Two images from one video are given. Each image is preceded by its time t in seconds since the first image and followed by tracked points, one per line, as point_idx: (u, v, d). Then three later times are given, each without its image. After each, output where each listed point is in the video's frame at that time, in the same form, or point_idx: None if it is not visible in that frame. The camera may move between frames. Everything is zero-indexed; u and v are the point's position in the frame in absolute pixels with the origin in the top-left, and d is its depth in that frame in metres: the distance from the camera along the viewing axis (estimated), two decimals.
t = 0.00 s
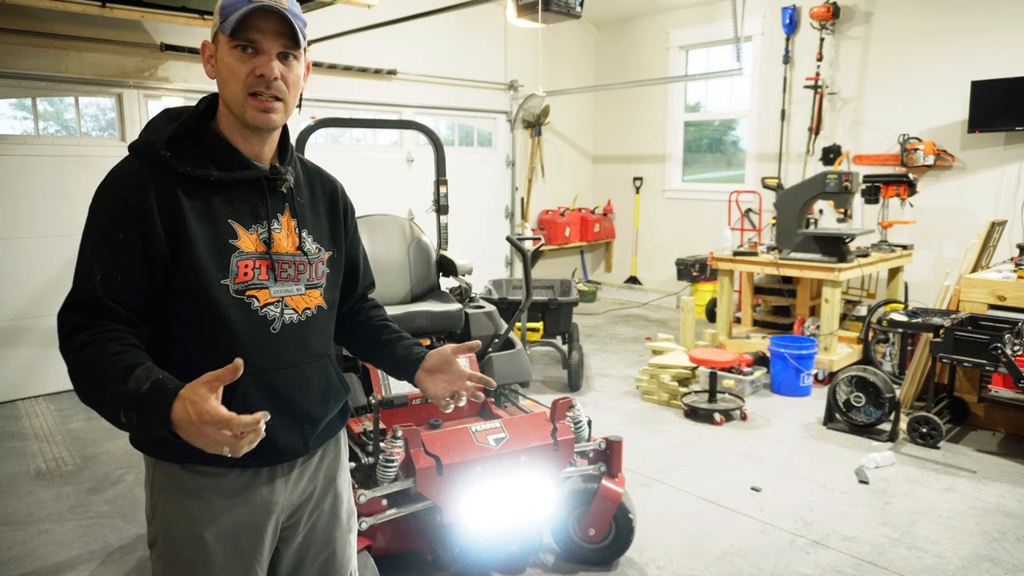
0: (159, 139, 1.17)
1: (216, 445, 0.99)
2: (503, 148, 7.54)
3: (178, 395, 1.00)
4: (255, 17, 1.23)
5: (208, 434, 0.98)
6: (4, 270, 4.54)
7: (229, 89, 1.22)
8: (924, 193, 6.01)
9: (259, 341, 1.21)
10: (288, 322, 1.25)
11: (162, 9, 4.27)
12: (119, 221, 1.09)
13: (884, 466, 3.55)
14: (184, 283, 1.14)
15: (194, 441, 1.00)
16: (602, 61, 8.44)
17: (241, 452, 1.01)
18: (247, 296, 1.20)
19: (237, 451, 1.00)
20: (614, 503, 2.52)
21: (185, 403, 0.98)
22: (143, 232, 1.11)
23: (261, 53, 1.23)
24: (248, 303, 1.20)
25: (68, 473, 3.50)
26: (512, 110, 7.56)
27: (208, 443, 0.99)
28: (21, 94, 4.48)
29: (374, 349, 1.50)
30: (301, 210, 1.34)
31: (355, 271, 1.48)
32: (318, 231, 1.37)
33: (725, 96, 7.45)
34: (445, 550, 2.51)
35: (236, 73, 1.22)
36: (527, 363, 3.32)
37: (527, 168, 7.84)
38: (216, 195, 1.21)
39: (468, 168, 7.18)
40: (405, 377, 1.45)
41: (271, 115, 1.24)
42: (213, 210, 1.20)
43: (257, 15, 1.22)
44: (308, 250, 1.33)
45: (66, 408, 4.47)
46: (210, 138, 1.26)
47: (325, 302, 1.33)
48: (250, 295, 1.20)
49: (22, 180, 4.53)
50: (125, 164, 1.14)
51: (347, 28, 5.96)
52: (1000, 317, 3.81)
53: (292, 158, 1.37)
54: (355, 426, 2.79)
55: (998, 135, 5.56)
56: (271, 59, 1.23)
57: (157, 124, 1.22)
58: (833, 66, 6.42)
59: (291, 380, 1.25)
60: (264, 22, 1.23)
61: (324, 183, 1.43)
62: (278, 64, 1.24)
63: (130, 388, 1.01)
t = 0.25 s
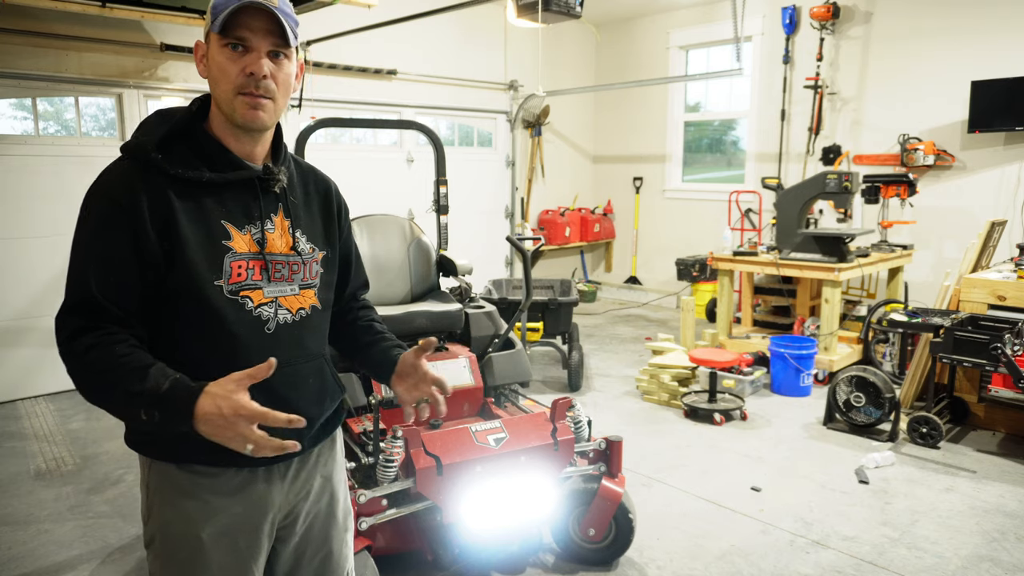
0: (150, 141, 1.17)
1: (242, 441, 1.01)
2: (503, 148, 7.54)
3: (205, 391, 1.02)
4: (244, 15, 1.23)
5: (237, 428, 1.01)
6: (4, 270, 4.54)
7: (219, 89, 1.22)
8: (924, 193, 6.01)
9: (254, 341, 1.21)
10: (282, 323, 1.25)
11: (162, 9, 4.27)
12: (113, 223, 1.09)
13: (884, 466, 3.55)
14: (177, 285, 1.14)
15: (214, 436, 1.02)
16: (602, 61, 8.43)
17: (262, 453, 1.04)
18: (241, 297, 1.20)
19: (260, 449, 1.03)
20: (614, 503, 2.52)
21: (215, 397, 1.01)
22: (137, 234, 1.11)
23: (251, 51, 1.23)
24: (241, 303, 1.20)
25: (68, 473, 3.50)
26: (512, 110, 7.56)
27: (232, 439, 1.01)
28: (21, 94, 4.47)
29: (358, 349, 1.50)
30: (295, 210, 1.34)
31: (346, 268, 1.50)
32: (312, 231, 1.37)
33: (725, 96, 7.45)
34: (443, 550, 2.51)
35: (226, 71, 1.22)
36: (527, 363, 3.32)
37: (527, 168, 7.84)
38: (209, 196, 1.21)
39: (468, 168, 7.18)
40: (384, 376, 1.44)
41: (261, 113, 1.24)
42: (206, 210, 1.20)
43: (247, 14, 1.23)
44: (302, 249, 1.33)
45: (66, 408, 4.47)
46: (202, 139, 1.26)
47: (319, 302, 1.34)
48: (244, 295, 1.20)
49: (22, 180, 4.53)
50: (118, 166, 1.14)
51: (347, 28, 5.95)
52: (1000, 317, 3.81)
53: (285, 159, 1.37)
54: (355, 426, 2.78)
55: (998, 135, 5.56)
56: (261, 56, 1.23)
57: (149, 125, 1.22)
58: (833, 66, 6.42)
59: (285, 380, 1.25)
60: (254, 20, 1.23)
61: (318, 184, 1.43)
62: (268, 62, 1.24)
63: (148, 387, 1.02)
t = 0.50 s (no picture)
0: (139, 141, 1.16)
1: (276, 421, 1.04)
2: (503, 148, 7.54)
3: (241, 376, 1.05)
4: (244, 15, 1.23)
5: (272, 407, 1.04)
6: (3, 270, 4.54)
7: (212, 86, 1.22)
8: (924, 193, 6.01)
9: (247, 340, 1.21)
10: (275, 321, 1.26)
11: (162, 9, 4.27)
12: (106, 226, 1.08)
13: (884, 466, 3.55)
14: (171, 286, 1.14)
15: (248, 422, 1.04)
16: (602, 61, 8.43)
17: (294, 437, 1.07)
18: (234, 296, 1.20)
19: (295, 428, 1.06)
20: (614, 503, 2.52)
21: (249, 381, 1.04)
22: (131, 235, 1.10)
23: (248, 51, 1.23)
24: (234, 302, 1.20)
25: (68, 473, 3.50)
26: (512, 109, 7.56)
27: (266, 419, 1.04)
28: (21, 94, 4.47)
29: (355, 340, 1.50)
30: (286, 208, 1.34)
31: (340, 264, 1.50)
32: (303, 229, 1.38)
33: (725, 96, 7.46)
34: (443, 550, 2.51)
35: (221, 68, 1.22)
36: (527, 363, 3.31)
37: (527, 169, 7.84)
38: (201, 196, 1.21)
39: (468, 168, 7.18)
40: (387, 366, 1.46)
41: (251, 113, 1.24)
42: (198, 210, 1.20)
43: (247, 13, 1.22)
44: (294, 248, 1.33)
45: (66, 408, 4.47)
46: (190, 137, 1.26)
47: (311, 300, 1.34)
48: (237, 295, 1.21)
49: (23, 180, 4.53)
50: (109, 167, 1.12)
51: (347, 28, 5.95)
52: (1000, 317, 3.81)
53: (275, 157, 1.37)
54: (355, 425, 2.78)
55: (998, 135, 5.56)
56: (257, 57, 1.23)
57: (137, 124, 1.21)
58: (833, 66, 6.42)
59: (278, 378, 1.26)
60: (254, 20, 1.23)
61: (307, 181, 1.43)
62: (263, 63, 1.24)
63: (184, 380, 1.04)
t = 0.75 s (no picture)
0: (136, 142, 1.16)
1: (278, 423, 1.06)
2: (503, 148, 7.54)
3: (242, 379, 1.06)
4: (256, 20, 1.23)
5: (273, 410, 1.05)
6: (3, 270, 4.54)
7: (218, 86, 1.21)
8: (924, 193, 6.01)
9: (244, 340, 1.21)
10: (272, 321, 1.26)
11: (163, 9, 4.27)
12: (103, 228, 1.08)
13: (884, 466, 3.55)
14: (169, 288, 1.14)
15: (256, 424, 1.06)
16: (602, 61, 8.43)
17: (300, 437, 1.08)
18: (231, 297, 1.20)
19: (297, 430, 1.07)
20: (614, 503, 2.52)
21: (250, 383, 1.06)
22: (129, 237, 1.10)
23: (258, 55, 1.23)
24: (231, 303, 1.20)
25: (68, 473, 3.50)
26: (512, 109, 7.56)
27: (268, 420, 1.05)
28: (21, 94, 4.47)
29: (395, 327, 1.49)
30: (281, 208, 1.34)
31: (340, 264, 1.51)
32: (299, 228, 1.38)
33: (725, 96, 7.46)
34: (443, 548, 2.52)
35: (230, 70, 1.21)
36: (527, 363, 3.31)
37: (527, 168, 7.84)
38: (197, 197, 1.21)
39: (468, 168, 7.18)
40: (435, 345, 1.47)
41: (256, 116, 1.25)
42: (194, 211, 1.20)
43: (261, 19, 1.22)
44: (289, 247, 1.33)
45: (66, 408, 4.47)
46: (186, 139, 1.25)
47: (306, 299, 1.35)
48: (234, 295, 1.21)
49: (23, 180, 4.53)
50: (106, 169, 1.12)
51: (346, 28, 5.95)
52: (1000, 317, 3.82)
53: (269, 157, 1.37)
54: (355, 426, 2.78)
55: (998, 135, 5.56)
56: (267, 63, 1.24)
57: (131, 126, 1.20)
58: (833, 66, 6.42)
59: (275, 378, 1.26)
60: (267, 27, 1.23)
61: (300, 179, 1.43)
62: (273, 69, 1.25)
63: (185, 384, 1.04)
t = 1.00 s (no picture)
0: (137, 140, 1.16)
1: (229, 407, 1.01)
2: (503, 148, 7.54)
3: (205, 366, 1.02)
4: (252, 18, 1.23)
5: (224, 393, 1.00)
6: (3, 271, 4.54)
7: (217, 86, 1.21)
8: (924, 193, 6.01)
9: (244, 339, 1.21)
10: (271, 320, 1.26)
11: (163, 9, 4.27)
12: (104, 225, 1.08)
13: (884, 466, 3.55)
14: (169, 286, 1.14)
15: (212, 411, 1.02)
16: (602, 61, 8.44)
17: (256, 426, 1.02)
18: (231, 296, 1.20)
19: (247, 415, 1.01)
20: (614, 503, 2.52)
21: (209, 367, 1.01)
22: (129, 233, 1.10)
23: (255, 54, 1.23)
24: (231, 301, 1.20)
25: (68, 473, 3.50)
26: (512, 109, 7.56)
27: (224, 407, 1.01)
28: (21, 94, 4.47)
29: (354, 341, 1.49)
30: (281, 208, 1.34)
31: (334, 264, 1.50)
32: (299, 229, 1.38)
33: (725, 97, 7.46)
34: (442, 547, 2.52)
35: (228, 69, 1.21)
36: (527, 363, 3.31)
37: (527, 168, 7.84)
38: (196, 195, 1.21)
39: (468, 168, 7.18)
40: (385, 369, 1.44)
41: (256, 115, 1.24)
42: (194, 209, 1.20)
43: (256, 17, 1.23)
44: (289, 247, 1.33)
45: (66, 408, 4.47)
46: (187, 138, 1.25)
47: (307, 299, 1.34)
48: (233, 293, 1.21)
49: (23, 180, 4.53)
50: (107, 165, 1.12)
51: (346, 28, 5.95)
52: (1000, 317, 3.81)
53: (270, 158, 1.37)
54: (355, 426, 2.78)
55: (998, 135, 5.56)
56: (265, 60, 1.24)
57: (133, 123, 1.20)
58: (833, 66, 6.42)
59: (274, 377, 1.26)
60: (263, 26, 1.24)
61: (300, 180, 1.43)
62: (270, 67, 1.24)
63: (155, 371, 1.02)
